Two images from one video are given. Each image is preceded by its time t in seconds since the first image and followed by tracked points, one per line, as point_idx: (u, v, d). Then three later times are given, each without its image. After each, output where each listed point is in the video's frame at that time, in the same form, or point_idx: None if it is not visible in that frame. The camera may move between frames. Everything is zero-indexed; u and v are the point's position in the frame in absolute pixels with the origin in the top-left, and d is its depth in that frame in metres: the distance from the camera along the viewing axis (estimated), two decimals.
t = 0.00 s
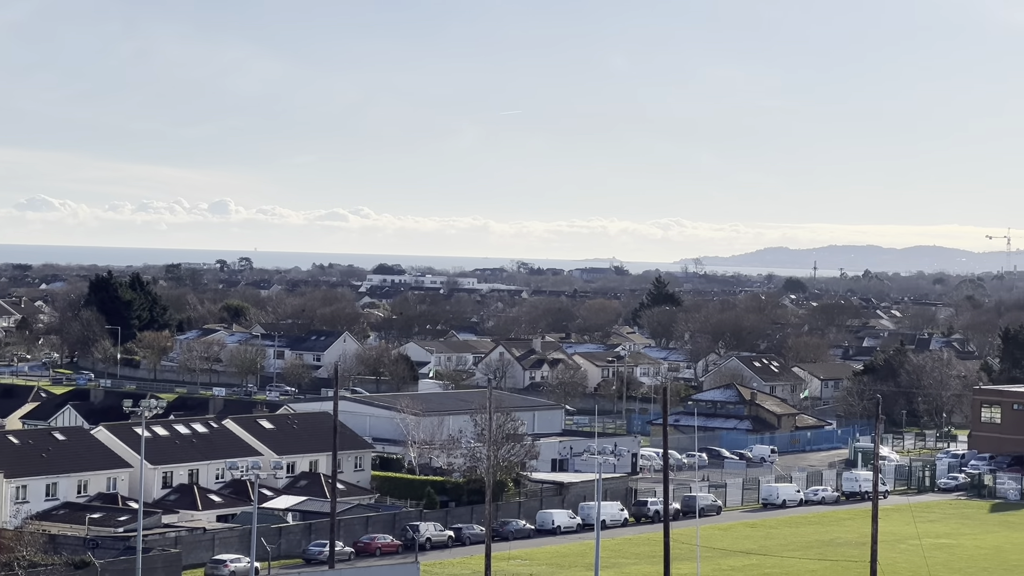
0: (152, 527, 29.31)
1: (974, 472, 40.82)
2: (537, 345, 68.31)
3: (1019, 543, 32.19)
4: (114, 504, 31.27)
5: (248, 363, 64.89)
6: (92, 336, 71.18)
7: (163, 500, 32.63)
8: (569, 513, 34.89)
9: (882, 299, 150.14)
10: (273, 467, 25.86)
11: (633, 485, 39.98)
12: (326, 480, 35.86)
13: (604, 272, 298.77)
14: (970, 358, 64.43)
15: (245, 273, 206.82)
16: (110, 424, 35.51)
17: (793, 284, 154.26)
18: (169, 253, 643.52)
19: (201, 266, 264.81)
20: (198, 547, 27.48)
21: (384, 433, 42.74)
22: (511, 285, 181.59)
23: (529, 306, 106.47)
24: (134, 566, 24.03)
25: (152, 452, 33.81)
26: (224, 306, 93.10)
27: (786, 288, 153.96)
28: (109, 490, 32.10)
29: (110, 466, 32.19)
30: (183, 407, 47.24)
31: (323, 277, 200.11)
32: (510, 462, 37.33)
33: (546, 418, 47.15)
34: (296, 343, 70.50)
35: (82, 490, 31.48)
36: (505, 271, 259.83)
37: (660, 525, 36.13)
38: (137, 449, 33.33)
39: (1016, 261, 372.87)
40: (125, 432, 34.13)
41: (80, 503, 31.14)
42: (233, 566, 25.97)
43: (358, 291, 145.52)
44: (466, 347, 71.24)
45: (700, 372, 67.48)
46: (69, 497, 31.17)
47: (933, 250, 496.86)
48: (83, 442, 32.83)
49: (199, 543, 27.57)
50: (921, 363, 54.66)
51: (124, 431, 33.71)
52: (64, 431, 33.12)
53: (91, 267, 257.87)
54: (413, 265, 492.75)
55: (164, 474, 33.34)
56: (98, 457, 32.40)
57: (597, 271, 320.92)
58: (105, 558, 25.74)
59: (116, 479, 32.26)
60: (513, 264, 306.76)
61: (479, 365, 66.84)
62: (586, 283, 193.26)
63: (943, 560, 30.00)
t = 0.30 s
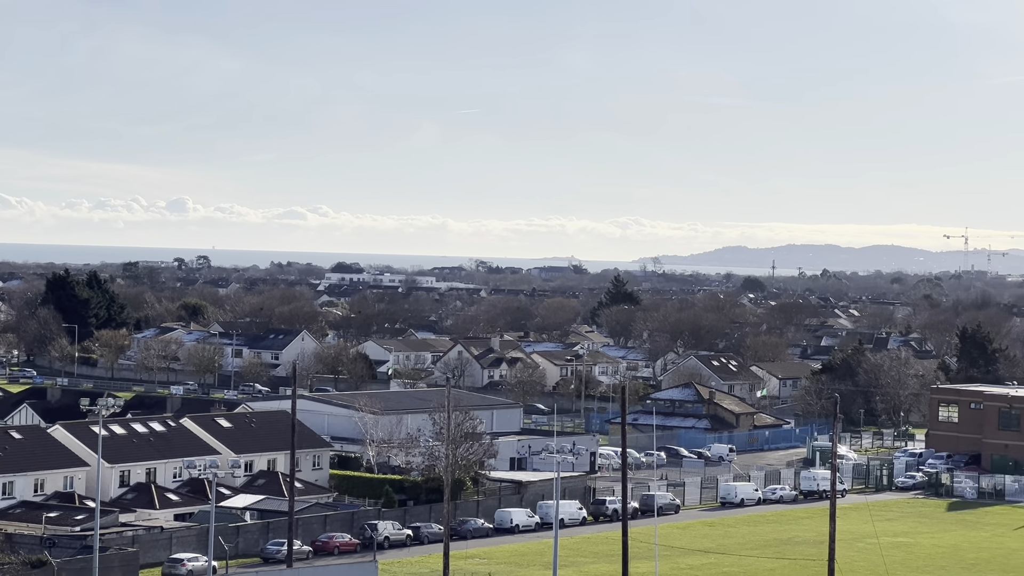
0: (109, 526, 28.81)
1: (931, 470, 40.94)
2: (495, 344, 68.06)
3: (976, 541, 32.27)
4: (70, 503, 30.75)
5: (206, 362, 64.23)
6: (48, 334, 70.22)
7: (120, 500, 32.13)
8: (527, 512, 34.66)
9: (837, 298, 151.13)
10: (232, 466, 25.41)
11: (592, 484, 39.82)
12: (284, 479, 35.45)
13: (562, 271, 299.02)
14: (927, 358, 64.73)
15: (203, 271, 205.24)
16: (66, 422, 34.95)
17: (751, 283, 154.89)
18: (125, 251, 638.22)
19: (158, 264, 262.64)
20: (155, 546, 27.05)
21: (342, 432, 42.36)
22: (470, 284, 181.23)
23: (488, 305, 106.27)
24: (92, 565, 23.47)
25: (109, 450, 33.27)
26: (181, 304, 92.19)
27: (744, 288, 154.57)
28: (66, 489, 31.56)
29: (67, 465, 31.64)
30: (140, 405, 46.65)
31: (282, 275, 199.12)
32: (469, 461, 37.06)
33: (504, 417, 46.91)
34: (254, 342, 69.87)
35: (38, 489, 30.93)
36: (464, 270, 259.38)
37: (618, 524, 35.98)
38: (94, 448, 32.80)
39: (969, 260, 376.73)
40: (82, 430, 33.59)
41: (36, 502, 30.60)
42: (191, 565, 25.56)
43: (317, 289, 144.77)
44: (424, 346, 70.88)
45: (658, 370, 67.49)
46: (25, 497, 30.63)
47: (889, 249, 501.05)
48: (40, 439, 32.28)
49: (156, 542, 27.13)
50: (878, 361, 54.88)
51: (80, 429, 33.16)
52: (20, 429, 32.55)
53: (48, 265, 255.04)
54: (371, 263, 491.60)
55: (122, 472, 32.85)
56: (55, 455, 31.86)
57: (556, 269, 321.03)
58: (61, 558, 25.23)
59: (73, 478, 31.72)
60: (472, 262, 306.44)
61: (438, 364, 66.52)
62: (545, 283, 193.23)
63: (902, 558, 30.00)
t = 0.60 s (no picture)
0: (73, 525, 28.45)
1: (896, 468, 41.08)
2: (461, 342, 67.85)
3: (941, 538, 32.38)
4: (34, 501, 30.38)
5: (171, 360, 63.67)
6: (12, 332, 69.44)
7: (84, 498, 31.76)
8: (493, 510, 34.48)
9: (802, 296, 151.79)
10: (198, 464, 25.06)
11: (558, 481, 39.70)
12: (250, 477, 35.13)
13: (529, 269, 298.97)
14: (892, 356, 65.02)
15: (169, 268, 203.82)
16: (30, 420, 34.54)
17: (717, 281, 155.22)
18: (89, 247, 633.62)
19: (123, 262, 260.79)
20: (120, 544, 26.73)
21: (308, 430, 42.05)
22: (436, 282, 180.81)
23: (454, 303, 106.01)
24: (55, 564, 22.99)
25: (74, 448, 32.90)
26: (147, 302, 91.43)
27: (710, 286, 154.80)
28: (30, 487, 31.19)
29: (31, 463, 31.28)
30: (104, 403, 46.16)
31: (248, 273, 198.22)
32: (435, 459, 36.84)
33: (470, 415, 46.72)
34: (220, 339, 69.34)
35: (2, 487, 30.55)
36: (431, 267, 258.86)
37: (584, 522, 35.86)
38: (59, 446, 32.43)
39: (933, 259, 379.45)
40: (46, 428, 33.20)
41: None
42: (156, 564, 25.26)
43: (282, 287, 143.96)
44: (390, 343, 70.50)
45: (624, 368, 67.51)
46: None
47: (854, 247, 504.02)
48: (4, 437, 31.89)
49: (120, 541, 26.80)
50: (844, 360, 55.07)
51: (44, 427, 32.76)
52: None
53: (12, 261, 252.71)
54: (337, 260, 490.33)
55: (86, 470, 32.48)
56: (19, 452, 31.48)
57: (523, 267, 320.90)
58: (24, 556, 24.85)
59: (37, 476, 31.35)
60: (439, 260, 306.05)
61: (404, 362, 66.25)
62: (511, 280, 192.98)
63: (867, 556, 30.06)
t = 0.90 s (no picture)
0: (42, 522, 28.19)
1: (866, 465, 41.24)
2: (432, 339, 67.67)
3: (911, 535, 32.48)
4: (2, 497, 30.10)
5: (141, 356, 63.21)
6: None
7: (53, 494, 31.48)
8: (464, 506, 34.37)
9: (773, 293, 152.21)
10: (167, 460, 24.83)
11: (529, 478, 39.63)
12: (220, 474, 34.89)
13: (500, 265, 299.01)
14: (863, 353, 65.30)
15: (138, 265, 202.62)
16: None
17: (688, 278, 155.56)
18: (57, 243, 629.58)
19: (92, 258, 259.14)
20: (89, 541, 26.48)
21: (279, 426, 41.83)
22: (407, 279, 180.50)
23: (425, 299, 105.77)
24: (22, 561, 22.70)
25: (43, 446, 32.59)
26: (116, 298, 90.80)
27: (681, 283, 154.98)
28: None
29: None
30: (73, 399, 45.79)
31: (218, 270, 197.43)
32: (406, 455, 36.69)
33: (441, 411, 46.58)
34: (190, 336, 68.92)
35: None
36: (402, 264, 258.38)
37: (555, 519, 35.80)
38: (27, 443, 32.12)
39: (902, 256, 381.50)
40: (15, 425, 32.88)
41: None
42: (125, 561, 25.00)
43: (253, 283, 143.28)
44: (361, 340, 70.22)
45: (595, 365, 67.53)
46: None
47: (824, 244, 506.38)
48: None
49: (90, 537, 26.56)
50: (815, 357, 55.24)
51: (13, 424, 32.43)
52: None
53: None
54: (308, 257, 489.02)
55: (56, 467, 32.19)
56: None
57: (494, 263, 320.83)
58: None
59: (5, 473, 31.05)
60: (410, 256, 305.68)
61: (375, 358, 66.04)
62: (483, 277, 192.78)
63: (837, 553, 30.11)
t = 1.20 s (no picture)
0: (14, 518, 27.94)
1: (840, 460, 41.34)
2: (407, 334, 67.46)
3: (884, 530, 32.56)
4: None
5: (115, 351, 62.80)
6: None
7: (26, 490, 31.17)
8: (439, 502, 34.24)
9: (747, 288, 152.50)
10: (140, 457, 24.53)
11: (504, 473, 39.52)
12: (195, 469, 34.64)
13: (475, 260, 298.87)
14: (837, 349, 65.50)
15: (112, 259, 201.39)
16: None
17: (663, 274, 155.69)
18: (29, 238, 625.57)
19: (65, 253, 257.45)
20: (63, 536, 26.23)
21: (253, 422, 41.59)
22: (383, 274, 180.14)
23: (400, 294, 105.45)
24: None
25: (17, 440, 32.28)
26: (90, 293, 90.18)
27: (656, 279, 154.98)
28: None
29: None
30: (46, 394, 45.43)
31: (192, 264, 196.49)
32: (380, 451, 36.50)
33: (415, 407, 46.40)
34: (164, 331, 68.50)
35: None
36: (377, 260, 257.76)
37: (529, 514, 35.72)
38: None
39: (876, 252, 383.13)
40: None
41: None
42: (99, 556, 24.80)
43: (228, 279, 142.55)
44: (336, 335, 69.93)
45: (569, 360, 67.50)
46: None
47: (798, 240, 508.27)
48: None
49: (63, 533, 26.32)
50: (789, 352, 55.34)
51: None
52: None
53: None
54: (282, 252, 487.57)
55: (29, 462, 31.89)
56: None
57: (469, 258, 320.57)
58: None
59: None
60: (385, 250, 305.13)
61: (349, 353, 65.82)
62: (457, 273, 192.69)
63: (810, 548, 30.13)
